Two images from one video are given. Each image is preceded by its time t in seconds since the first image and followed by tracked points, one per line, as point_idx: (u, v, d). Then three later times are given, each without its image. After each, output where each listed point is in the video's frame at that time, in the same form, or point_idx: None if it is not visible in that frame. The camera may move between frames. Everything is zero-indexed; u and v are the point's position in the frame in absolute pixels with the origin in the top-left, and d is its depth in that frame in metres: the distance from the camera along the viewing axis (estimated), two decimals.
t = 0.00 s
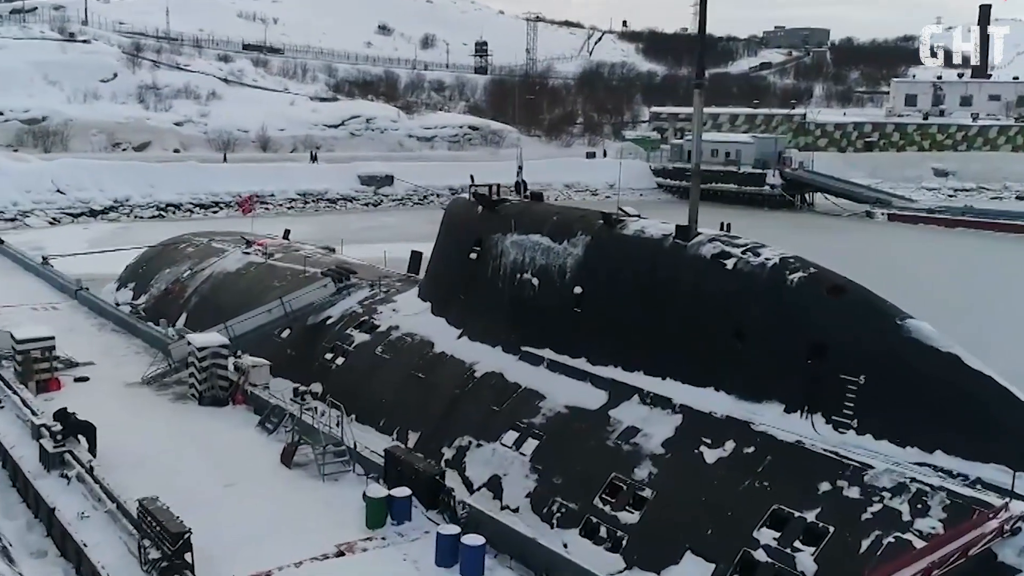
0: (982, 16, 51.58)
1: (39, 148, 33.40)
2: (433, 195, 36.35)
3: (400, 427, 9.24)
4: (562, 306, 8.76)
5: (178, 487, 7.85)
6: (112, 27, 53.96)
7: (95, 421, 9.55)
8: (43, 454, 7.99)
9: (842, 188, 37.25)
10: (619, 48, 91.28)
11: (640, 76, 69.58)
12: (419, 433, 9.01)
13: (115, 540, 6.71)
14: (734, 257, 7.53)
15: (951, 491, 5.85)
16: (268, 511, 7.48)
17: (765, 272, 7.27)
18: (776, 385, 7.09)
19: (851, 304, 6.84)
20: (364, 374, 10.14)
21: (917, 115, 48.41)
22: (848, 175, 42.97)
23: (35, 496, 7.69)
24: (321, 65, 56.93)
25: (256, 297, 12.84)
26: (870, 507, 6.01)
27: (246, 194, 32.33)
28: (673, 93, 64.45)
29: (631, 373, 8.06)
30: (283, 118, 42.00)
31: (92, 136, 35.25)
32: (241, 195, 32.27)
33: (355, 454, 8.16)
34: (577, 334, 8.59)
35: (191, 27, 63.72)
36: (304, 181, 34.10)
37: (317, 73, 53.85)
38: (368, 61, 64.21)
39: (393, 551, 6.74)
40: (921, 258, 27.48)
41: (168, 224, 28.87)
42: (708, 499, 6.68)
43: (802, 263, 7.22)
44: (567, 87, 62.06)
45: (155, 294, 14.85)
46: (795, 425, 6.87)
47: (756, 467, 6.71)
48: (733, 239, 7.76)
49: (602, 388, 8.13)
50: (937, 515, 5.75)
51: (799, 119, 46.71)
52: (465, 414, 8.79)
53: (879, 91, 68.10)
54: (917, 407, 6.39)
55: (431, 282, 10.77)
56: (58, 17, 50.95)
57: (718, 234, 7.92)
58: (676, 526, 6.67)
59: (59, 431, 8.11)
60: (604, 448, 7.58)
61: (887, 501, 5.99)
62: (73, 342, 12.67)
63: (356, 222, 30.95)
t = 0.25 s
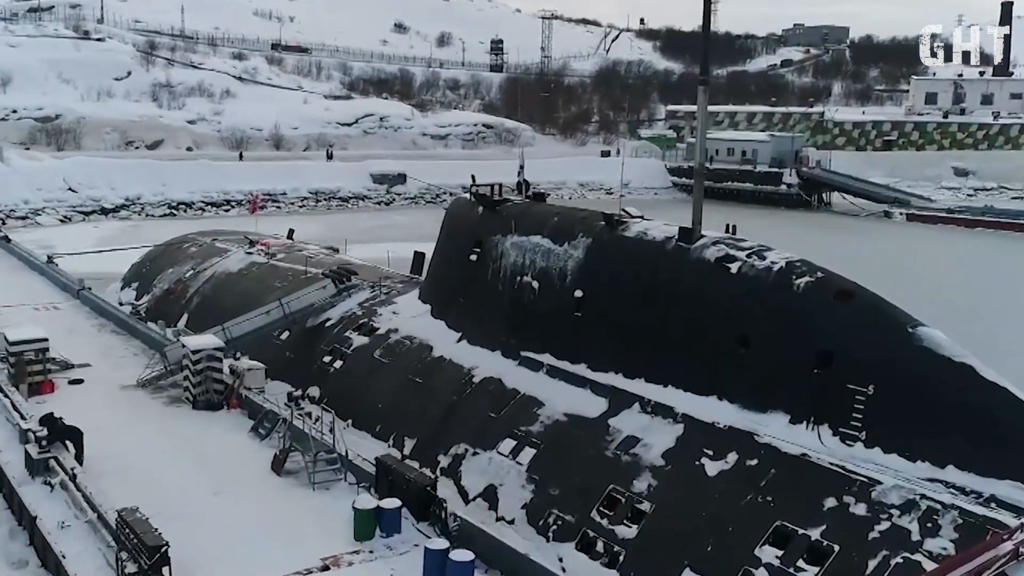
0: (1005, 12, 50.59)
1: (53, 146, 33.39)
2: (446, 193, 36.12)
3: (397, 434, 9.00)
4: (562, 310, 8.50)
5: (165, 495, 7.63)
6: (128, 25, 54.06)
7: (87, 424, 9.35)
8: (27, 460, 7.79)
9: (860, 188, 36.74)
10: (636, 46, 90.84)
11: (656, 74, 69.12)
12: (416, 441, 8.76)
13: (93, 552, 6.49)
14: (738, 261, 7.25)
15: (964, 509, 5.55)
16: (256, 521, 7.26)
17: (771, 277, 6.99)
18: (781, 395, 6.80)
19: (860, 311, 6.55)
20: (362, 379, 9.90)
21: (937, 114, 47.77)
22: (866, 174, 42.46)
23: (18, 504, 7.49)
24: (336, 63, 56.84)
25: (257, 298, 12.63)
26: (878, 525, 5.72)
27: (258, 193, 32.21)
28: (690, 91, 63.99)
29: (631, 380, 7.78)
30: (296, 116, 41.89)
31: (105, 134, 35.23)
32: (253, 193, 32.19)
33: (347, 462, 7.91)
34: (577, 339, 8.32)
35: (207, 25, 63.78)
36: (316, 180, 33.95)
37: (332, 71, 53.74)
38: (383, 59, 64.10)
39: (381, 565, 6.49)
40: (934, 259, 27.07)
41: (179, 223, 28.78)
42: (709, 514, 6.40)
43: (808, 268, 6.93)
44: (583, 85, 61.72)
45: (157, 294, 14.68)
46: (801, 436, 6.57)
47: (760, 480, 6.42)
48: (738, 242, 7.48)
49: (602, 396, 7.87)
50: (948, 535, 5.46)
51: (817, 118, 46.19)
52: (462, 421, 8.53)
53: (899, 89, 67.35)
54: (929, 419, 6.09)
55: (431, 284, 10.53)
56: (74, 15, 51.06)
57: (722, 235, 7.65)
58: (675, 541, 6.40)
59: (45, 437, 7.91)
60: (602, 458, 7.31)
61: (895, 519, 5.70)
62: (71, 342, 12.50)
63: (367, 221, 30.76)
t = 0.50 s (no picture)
0: None
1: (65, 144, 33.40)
2: (458, 191, 35.91)
3: (393, 439, 8.80)
4: (562, 313, 8.26)
5: (153, 501, 7.44)
6: (143, 23, 54.15)
7: (79, 427, 9.19)
8: (14, 465, 7.64)
9: (877, 187, 36.27)
10: (652, 44, 90.39)
11: (672, 72, 68.69)
12: (413, 446, 8.55)
13: (74, 561, 6.32)
14: (742, 265, 6.99)
15: (976, 527, 5.30)
16: (245, 530, 7.07)
17: (776, 280, 6.73)
18: (785, 404, 6.54)
19: (868, 318, 6.29)
20: (360, 383, 9.70)
21: (956, 112, 47.20)
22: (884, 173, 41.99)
23: (4, 510, 7.33)
24: (350, 61, 56.76)
25: (258, 298, 12.46)
26: (885, 542, 5.47)
27: (269, 191, 32.12)
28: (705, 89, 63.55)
29: (632, 386, 7.55)
30: (309, 114, 41.79)
31: (117, 132, 35.24)
32: (264, 191, 32.10)
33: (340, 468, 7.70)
34: (577, 344, 8.09)
35: (222, 23, 63.86)
36: (327, 178, 33.82)
37: (345, 69, 53.67)
38: (397, 57, 64.00)
39: None
40: (948, 259, 26.67)
41: (189, 221, 28.71)
42: (710, 527, 6.16)
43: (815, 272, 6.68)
44: (598, 83, 61.40)
45: (160, 294, 14.54)
46: (806, 447, 6.32)
47: (762, 494, 6.18)
48: (743, 244, 7.23)
49: (602, 403, 7.63)
50: (959, 554, 5.21)
51: (834, 116, 45.71)
52: (460, 427, 8.31)
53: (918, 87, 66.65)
54: (939, 430, 5.83)
55: (432, 285, 10.32)
56: (89, 14, 51.17)
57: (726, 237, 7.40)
58: (675, 556, 6.16)
59: (32, 441, 7.75)
60: (601, 468, 7.08)
61: (904, 536, 5.45)
62: (70, 342, 12.34)
63: (378, 220, 30.60)
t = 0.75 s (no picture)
0: None
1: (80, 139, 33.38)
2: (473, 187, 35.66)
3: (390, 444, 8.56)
4: (562, 315, 8.00)
5: (139, 505, 7.24)
6: (160, 19, 54.22)
7: (71, 427, 9.01)
8: None
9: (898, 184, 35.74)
10: (671, 39, 89.81)
11: (691, 68, 68.16)
12: (409, 452, 8.31)
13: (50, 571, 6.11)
14: (747, 267, 6.70)
15: (990, 547, 5.00)
16: (231, 538, 6.85)
17: (782, 283, 6.44)
18: (790, 413, 6.25)
19: (878, 324, 5.99)
20: (358, 385, 9.47)
21: (979, 108, 46.53)
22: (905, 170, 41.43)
23: None
24: (366, 56, 56.61)
25: (260, 297, 12.25)
26: (893, 561, 5.18)
27: (283, 186, 32.00)
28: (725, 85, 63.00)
29: (633, 392, 7.27)
30: (324, 110, 41.66)
31: (132, 128, 35.21)
32: (278, 187, 32.00)
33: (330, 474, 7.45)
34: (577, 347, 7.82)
35: (240, 18, 63.87)
36: (341, 174, 33.67)
37: (362, 65, 53.58)
38: (414, 53, 63.81)
39: None
40: (963, 258, 26.14)
41: (202, 217, 28.62)
42: (711, 542, 5.88)
43: (824, 276, 6.38)
44: (616, 79, 60.98)
45: (163, 292, 14.38)
46: (811, 458, 6.03)
47: (765, 508, 5.89)
48: (749, 246, 6.93)
49: (602, 409, 7.35)
50: None
51: (855, 112, 45.14)
52: (456, 432, 8.06)
53: (941, 83, 65.83)
54: (951, 443, 5.52)
55: (433, 286, 10.07)
56: (106, 9, 51.26)
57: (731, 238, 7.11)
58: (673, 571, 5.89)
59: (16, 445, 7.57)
60: (599, 477, 6.80)
61: (913, 555, 5.15)
62: (70, 339, 12.18)
63: (392, 216, 30.41)
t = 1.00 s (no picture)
0: None
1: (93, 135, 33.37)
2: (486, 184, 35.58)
3: (385, 448, 8.34)
4: (562, 317, 7.75)
5: (125, 507, 7.07)
6: (176, 14, 54.26)
7: (63, 427, 8.88)
8: None
9: (916, 181, 35.25)
10: (689, 35, 89.26)
11: (709, 63, 67.66)
12: (404, 456, 8.09)
13: None
14: (752, 268, 6.43)
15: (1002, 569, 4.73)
16: (216, 542, 6.64)
17: (787, 286, 6.17)
18: (795, 421, 5.98)
19: (886, 328, 5.70)
20: (356, 387, 9.26)
21: (1001, 104, 45.90)
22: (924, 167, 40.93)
23: None
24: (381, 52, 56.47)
25: (262, 296, 12.07)
26: None
27: (295, 182, 31.89)
28: (742, 80, 62.48)
29: (633, 397, 7.02)
30: (338, 106, 41.55)
31: (145, 123, 35.18)
32: (291, 183, 31.90)
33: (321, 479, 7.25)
34: (577, 351, 7.57)
35: (255, 14, 63.86)
36: (354, 170, 33.51)
37: (376, 60, 53.46)
38: (430, 49, 63.65)
39: None
40: (975, 257, 25.69)
41: (213, 213, 28.53)
42: (710, 556, 5.64)
43: (831, 278, 6.10)
44: (633, 74, 60.60)
45: (167, 290, 14.23)
46: (816, 470, 5.77)
47: (766, 521, 5.64)
48: (754, 246, 6.66)
49: (601, 414, 7.11)
50: None
51: (874, 108, 44.62)
52: (452, 436, 7.83)
53: (962, 79, 65.06)
54: (964, 455, 5.24)
55: (433, 285, 9.85)
56: (122, 6, 51.35)
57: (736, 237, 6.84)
58: None
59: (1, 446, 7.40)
60: (597, 486, 6.56)
61: None
62: (69, 336, 12.04)
63: (404, 212, 30.24)
